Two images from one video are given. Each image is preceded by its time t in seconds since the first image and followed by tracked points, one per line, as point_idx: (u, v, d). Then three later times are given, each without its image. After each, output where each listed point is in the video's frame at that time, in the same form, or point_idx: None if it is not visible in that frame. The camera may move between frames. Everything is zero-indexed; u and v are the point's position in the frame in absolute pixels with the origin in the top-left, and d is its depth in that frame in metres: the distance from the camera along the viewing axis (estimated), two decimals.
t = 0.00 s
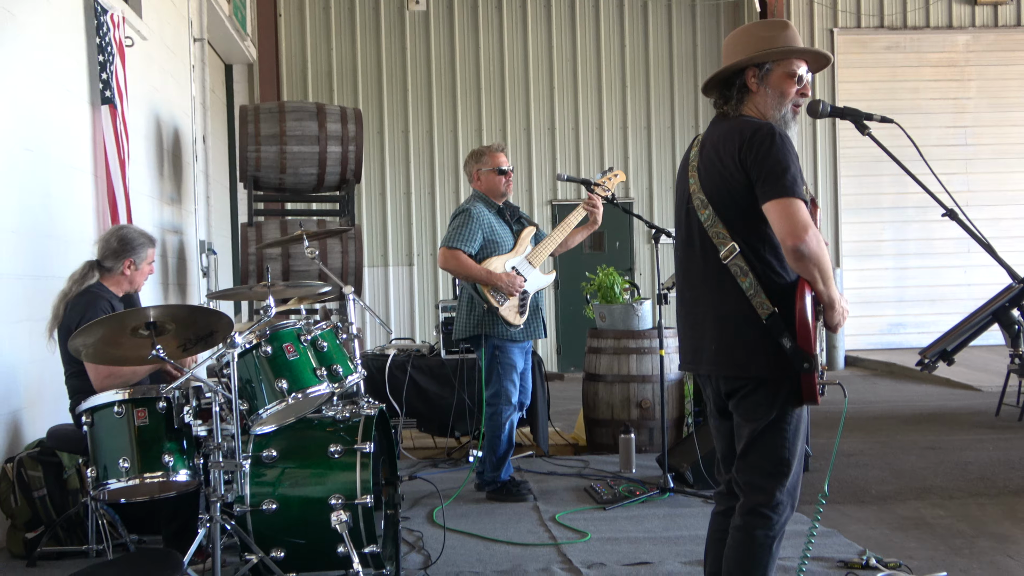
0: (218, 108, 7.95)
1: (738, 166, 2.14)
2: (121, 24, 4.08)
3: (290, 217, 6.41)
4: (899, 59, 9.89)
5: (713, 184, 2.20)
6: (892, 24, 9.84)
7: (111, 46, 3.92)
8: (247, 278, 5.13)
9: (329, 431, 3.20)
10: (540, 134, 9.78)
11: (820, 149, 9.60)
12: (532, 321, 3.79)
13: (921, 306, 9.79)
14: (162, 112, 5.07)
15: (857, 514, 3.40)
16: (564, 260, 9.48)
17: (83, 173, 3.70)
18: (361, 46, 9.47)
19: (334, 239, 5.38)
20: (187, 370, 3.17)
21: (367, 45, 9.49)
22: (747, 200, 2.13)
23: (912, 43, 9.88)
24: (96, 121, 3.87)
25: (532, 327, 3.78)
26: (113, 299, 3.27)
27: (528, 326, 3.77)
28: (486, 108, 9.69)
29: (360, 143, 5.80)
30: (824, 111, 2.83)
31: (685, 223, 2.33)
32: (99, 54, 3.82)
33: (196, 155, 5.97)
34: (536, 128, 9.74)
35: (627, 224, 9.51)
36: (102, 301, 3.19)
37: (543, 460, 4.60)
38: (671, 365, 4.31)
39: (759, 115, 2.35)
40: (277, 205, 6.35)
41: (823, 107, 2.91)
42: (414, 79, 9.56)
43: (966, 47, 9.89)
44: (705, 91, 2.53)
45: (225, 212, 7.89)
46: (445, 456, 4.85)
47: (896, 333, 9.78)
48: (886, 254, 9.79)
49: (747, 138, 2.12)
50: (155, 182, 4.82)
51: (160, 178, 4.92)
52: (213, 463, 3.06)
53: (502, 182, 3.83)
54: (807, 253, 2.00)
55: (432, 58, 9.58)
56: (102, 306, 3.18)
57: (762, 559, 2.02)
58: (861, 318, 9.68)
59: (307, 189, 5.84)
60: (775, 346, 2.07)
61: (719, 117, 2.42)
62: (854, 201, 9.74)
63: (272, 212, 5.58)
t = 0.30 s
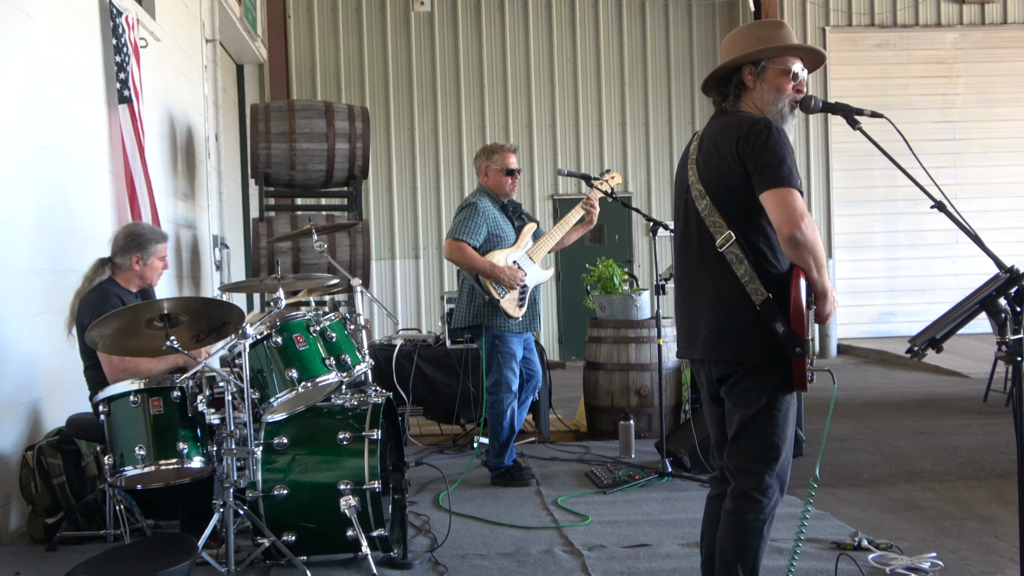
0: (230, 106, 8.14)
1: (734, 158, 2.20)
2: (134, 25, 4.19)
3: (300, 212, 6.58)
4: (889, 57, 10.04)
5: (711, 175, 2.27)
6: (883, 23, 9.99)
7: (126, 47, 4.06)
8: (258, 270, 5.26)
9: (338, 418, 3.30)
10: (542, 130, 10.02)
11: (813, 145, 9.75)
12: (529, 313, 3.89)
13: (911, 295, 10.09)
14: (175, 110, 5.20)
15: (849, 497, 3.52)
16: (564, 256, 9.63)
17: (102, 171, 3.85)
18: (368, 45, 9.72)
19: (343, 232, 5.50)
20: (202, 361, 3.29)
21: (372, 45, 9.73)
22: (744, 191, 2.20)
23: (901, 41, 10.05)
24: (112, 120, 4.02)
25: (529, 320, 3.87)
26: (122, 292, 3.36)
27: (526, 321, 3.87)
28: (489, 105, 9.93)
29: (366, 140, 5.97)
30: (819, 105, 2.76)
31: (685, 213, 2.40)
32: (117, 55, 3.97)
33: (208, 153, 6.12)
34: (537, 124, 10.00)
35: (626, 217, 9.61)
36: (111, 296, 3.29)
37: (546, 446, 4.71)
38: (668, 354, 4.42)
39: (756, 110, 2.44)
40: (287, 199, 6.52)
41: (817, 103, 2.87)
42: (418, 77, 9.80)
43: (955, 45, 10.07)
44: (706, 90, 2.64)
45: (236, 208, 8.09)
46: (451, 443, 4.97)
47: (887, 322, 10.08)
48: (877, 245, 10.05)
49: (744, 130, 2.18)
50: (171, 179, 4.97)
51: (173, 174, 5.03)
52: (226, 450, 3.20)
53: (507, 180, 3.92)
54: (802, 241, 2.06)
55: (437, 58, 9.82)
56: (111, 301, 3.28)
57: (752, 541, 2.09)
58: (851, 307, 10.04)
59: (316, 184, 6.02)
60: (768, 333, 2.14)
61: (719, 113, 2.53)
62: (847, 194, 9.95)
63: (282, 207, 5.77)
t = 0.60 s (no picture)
0: (240, 107, 8.34)
1: (732, 154, 2.28)
2: (150, 29, 4.51)
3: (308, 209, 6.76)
4: (879, 56, 10.23)
5: (708, 169, 2.36)
6: (873, 23, 10.19)
7: (140, 51, 4.29)
8: (268, 265, 5.41)
9: (346, 409, 3.39)
10: (542, 128, 10.21)
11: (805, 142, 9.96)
12: (533, 303, 4.01)
13: (901, 288, 10.27)
14: (186, 111, 5.35)
15: (840, 483, 3.64)
16: (563, 249, 9.73)
17: (117, 170, 4.05)
18: (374, 47, 9.91)
19: (349, 229, 5.62)
20: (214, 353, 3.39)
21: (379, 47, 9.93)
22: (740, 186, 2.29)
23: (892, 41, 10.22)
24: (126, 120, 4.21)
25: (533, 311, 4.00)
26: (138, 286, 3.48)
27: (530, 311, 3.99)
28: (492, 104, 10.12)
29: (372, 139, 6.18)
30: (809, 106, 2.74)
31: (683, 206, 2.50)
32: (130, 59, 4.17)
33: (219, 152, 6.32)
34: (539, 125, 10.20)
35: (625, 214, 9.69)
36: (127, 289, 3.42)
37: (547, 435, 4.83)
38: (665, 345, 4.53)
39: (752, 106, 2.53)
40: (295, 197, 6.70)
41: (810, 103, 2.81)
42: (423, 77, 10.00)
43: (943, 45, 10.25)
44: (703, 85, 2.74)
45: (247, 205, 8.29)
46: (455, 432, 5.09)
47: (877, 314, 10.30)
48: (868, 240, 10.24)
49: (742, 127, 2.26)
50: (183, 178, 5.12)
51: (185, 173, 5.18)
52: (237, 440, 3.30)
53: (505, 177, 4.02)
54: (793, 236, 2.15)
55: (440, 58, 10.03)
56: (127, 293, 3.40)
57: (744, 525, 2.20)
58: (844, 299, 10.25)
59: (324, 182, 6.19)
60: (759, 324, 2.24)
61: (716, 108, 2.63)
62: (839, 190, 10.16)
63: (291, 204, 5.93)
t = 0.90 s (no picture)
0: (252, 108, 8.68)
1: (729, 157, 2.37)
2: (162, 32, 4.69)
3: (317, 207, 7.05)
4: (870, 59, 10.61)
5: (706, 168, 2.45)
6: (864, 27, 10.57)
7: (159, 54, 4.57)
8: (278, 261, 5.52)
9: (353, 400, 3.52)
10: (543, 130, 10.68)
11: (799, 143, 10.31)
12: (534, 296, 4.11)
13: (891, 284, 10.67)
14: (199, 112, 5.61)
15: (831, 472, 3.76)
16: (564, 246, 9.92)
17: (133, 169, 4.26)
18: (381, 50, 10.38)
19: (356, 226, 5.76)
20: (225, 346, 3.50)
21: (384, 49, 10.39)
22: (736, 187, 2.38)
23: (882, 44, 10.60)
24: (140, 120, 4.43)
25: (535, 303, 4.10)
26: (150, 279, 3.58)
27: (533, 303, 4.09)
28: (494, 106, 10.58)
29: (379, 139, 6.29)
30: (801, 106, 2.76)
31: (679, 204, 2.59)
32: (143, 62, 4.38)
33: (231, 151, 6.59)
34: (539, 124, 10.66)
35: (623, 210, 9.91)
36: (138, 282, 3.52)
37: (548, 425, 4.94)
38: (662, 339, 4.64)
39: (749, 109, 2.57)
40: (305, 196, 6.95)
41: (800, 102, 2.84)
42: (428, 81, 10.46)
43: (932, 48, 10.63)
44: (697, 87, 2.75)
45: (258, 202, 8.56)
46: (459, 423, 5.21)
47: (868, 308, 10.68)
48: (859, 237, 10.63)
49: (740, 130, 2.35)
50: (196, 177, 5.38)
51: (197, 173, 5.41)
52: (248, 431, 3.40)
53: (503, 175, 4.12)
54: (786, 239, 2.25)
55: (445, 62, 10.47)
56: (138, 286, 3.50)
57: (734, 511, 2.31)
58: (835, 294, 10.66)
59: (332, 180, 6.36)
60: (750, 320, 2.35)
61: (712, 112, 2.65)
62: (831, 188, 10.54)
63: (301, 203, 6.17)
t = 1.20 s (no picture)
0: (258, 111, 8.91)
1: (720, 161, 2.47)
2: (172, 38, 5.00)
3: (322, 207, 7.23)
4: (858, 62, 10.99)
5: (697, 170, 2.55)
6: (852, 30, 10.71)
7: (166, 59, 4.85)
8: (284, 260, 5.68)
9: (357, 394, 3.61)
10: (541, 131, 10.93)
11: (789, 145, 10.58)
12: (532, 293, 4.23)
13: (879, 279, 11.03)
14: (206, 115, 5.80)
15: (819, 461, 3.89)
16: (562, 244, 10.18)
17: (141, 170, 4.50)
18: (383, 55, 10.62)
19: (360, 226, 5.90)
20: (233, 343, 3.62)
21: (387, 54, 10.63)
22: (726, 189, 2.49)
23: (869, 46, 10.95)
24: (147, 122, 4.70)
25: (533, 299, 4.23)
26: (157, 279, 3.69)
27: (529, 298, 4.21)
28: (494, 108, 10.83)
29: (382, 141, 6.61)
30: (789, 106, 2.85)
31: (670, 204, 2.69)
32: (149, 67, 4.64)
33: (238, 153, 6.76)
34: (538, 125, 10.91)
35: (619, 210, 10.21)
36: (146, 282, 3.64)
37: (546, 417, 5.05)
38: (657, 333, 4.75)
39: (738, 110, 2.67)
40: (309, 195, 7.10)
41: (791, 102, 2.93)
42: (429, 85, 10.71)
43: (918, 50, 10.97)
44: (689, 88, 2.84)
45: (265, 203, 8.75)
46: (461, 415, 5.33)
47: (856, 303, 11.05)
48: (848, 234, 11.00)
49: (731, 135, 2.44)
50: (203, 178, 5.56)
51: (205, 174, 5.60)
52: (256, 423, 3.51)
53: (502, 176, 4.23)
54: (776, 240, 2.36)
55: (446, 65, 10.73)
56: (145, 286, 3.62)
57: (726, 498, 2.42)
58: (825, 290, 11.04)
59: (337, 181, 6.65)
60: (739, 315, 2.46)
61: (703, 112, 2.75)
62: (820, 187, 10.91)
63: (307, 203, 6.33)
